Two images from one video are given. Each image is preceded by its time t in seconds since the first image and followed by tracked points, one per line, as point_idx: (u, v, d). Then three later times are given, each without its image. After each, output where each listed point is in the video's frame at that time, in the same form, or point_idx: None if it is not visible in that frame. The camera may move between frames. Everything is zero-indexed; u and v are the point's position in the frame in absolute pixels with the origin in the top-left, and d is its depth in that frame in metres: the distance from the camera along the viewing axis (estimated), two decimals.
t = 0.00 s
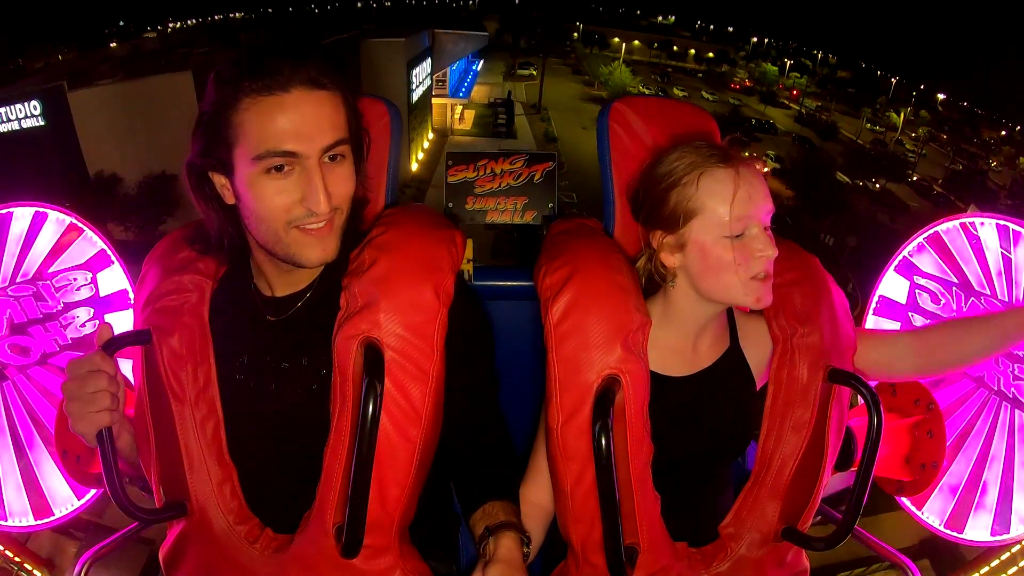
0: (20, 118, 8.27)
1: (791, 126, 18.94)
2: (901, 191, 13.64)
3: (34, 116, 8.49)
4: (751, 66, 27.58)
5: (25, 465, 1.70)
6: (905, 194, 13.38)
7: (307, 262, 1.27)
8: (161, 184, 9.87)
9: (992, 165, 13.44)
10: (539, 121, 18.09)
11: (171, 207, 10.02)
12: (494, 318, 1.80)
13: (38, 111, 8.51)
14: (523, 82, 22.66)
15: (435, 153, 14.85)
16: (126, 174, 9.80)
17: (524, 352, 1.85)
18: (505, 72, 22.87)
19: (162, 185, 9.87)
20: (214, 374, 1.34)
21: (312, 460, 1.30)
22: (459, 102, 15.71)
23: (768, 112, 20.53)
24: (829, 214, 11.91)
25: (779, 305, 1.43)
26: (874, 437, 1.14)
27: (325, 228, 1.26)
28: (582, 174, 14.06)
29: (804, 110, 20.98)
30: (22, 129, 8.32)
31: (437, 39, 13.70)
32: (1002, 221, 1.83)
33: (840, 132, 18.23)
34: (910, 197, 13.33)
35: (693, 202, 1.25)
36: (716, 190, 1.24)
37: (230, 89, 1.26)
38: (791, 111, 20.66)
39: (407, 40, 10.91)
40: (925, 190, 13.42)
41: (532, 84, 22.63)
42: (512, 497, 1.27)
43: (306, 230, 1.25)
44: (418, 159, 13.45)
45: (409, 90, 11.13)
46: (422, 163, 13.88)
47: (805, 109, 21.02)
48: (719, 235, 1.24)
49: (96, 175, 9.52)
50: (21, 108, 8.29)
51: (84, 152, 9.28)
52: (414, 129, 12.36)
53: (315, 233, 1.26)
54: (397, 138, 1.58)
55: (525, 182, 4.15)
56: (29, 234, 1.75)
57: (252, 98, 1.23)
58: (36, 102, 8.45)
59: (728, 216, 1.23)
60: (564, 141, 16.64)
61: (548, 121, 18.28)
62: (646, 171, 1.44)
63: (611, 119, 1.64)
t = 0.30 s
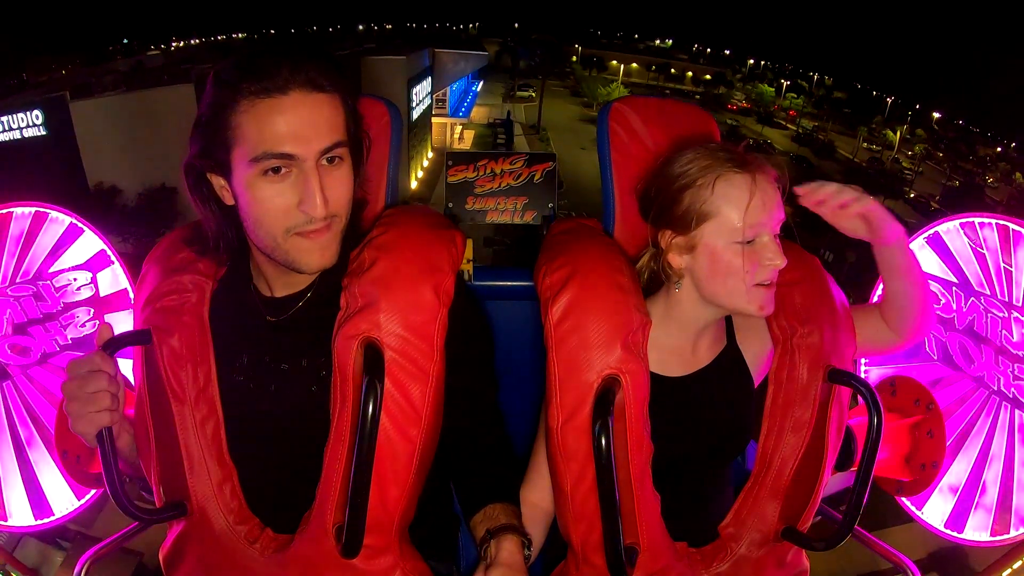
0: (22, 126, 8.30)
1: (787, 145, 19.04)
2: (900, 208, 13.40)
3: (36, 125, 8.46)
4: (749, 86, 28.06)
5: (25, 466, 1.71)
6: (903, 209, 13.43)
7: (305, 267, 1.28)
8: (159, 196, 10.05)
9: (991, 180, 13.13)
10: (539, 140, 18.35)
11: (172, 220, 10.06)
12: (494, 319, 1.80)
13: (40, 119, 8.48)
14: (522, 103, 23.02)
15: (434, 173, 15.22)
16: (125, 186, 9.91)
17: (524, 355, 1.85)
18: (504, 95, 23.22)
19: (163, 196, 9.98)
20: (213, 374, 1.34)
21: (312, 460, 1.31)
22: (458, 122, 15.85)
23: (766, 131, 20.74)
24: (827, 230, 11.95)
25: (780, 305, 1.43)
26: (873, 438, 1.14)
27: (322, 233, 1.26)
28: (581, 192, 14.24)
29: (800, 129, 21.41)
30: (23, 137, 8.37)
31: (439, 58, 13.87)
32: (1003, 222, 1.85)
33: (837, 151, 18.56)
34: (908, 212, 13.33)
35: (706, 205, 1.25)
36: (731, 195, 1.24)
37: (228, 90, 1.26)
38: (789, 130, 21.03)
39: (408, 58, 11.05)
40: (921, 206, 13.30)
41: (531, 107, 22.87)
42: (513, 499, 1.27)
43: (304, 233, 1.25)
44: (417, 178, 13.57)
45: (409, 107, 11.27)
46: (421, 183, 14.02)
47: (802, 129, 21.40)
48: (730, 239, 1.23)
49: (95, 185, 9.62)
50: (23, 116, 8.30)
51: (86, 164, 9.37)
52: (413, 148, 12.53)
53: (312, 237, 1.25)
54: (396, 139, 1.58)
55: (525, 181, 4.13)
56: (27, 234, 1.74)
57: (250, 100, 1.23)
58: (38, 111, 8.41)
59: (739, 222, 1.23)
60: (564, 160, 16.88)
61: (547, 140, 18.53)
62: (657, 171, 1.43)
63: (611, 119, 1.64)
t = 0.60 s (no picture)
0: (23, 126, 8.45)
1: (787, 149, 19.06)
2: (900, 211, 13.56)
3: (36, 124, 8.59)
4: (749, 92, 28.33)
5: (25, 465, 1.70)
6: (902, 213, 13.47)
7: (302, 270, 1.28)
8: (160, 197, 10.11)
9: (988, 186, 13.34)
10: (539, 145, 18.46)
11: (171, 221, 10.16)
12: (495, 319, 1.80)
13: (41, 119, 8.62)
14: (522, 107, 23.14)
15: (434, 175, 15.27)
16: (126, 186, 9.95)
17: (525, 356, 1.85)
18: (504, 98, 23.33)
19: (163, 198, 10.12)
20: (213, 373, 1.34)
21: (313, 461, 1.31)
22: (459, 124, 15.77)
23: (767, 137, 20.80)
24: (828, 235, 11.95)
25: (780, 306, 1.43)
26: (873, 438, 1.14)
27: (320, 238, 1.26)
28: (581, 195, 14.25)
29: (799, 134, 21.57)
30: (24, 137, 8.52)
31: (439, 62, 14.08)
32: (1003, 221, 1.84)
33: (837, 155, 18.67)
34: (908, 216, 13.31)
35: (717, 212, 1.23)
36: (743, 204, 1.22)
37: (227, 94, 1.26)
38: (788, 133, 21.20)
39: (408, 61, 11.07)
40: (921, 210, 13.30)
41: (531, 110, 23.01)
42: (513, 500, 1.27)
43: (301, 237, 1.25)
44: (418, 180, 13.62)
45: (409, 109, 11.27)
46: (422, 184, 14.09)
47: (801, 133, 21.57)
48: (738, 249, 1.22)
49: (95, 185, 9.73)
50: (24, 117, 8.44)
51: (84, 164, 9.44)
52: (414, 151, 12.58)
53: (310, 241, 1.26)
54: (396, 141, 1.58)
55: (524, 181, 4.15)
56: (27, 234, 1.74)
57: (249, 105, 1.23)
58: (40, 111, 8.55)
59: (749, 232, 1.22)
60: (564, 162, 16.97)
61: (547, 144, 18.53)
62: (666, 172, 1.42)
63: (611, 120, 1.64)
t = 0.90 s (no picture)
0: (23, 116, 8.19)
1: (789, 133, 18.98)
2: (903, 199, 13.48)
3: (36, 115, 8.39)
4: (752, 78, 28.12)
5: (25, 465, 1.71)
6: (906, 201, 13.40)
7: (301, 270, 1.28)
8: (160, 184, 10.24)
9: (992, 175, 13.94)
10: (541, 131, 18.42)
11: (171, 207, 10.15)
12: (494, 319, 1.80)
13: (40, 109, 8.42)
14: (524, 94, 23.15)
15: (435, 161, 15.07)
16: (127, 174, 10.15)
17: (525, 354, 1.85)
18: (506, 83, 23.26)
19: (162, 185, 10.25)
20: (213, 373, 1.34)
21: (313, 460, 1.31)
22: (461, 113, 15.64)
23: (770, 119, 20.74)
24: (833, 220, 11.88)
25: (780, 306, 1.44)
26: (874, 438, 1.14)
27: (318, 239, 1.27)
28: (583, 183, 14.23)
29: (802, 119, 21.25)
30: (25, 127, 8.25)
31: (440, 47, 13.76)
32: (1003, 222, 1.87)
33: (841, 141, 18.40)
34: (912, 204, 13.26)
35: (726, 225, 1.21)
36: (754, 221, 1.20)
37: (223, 96, 1.26)
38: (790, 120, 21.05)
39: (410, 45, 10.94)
40: (925, 198, 13.27)
41: (533, 96, 22.98)
42: (513, 499, 1.28)
43: (299, 239, 1.25)
44: (419, 166, 13.57)
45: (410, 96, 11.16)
46: (422, 170, 14.03)
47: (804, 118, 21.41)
48: (744, 265, 1.21)
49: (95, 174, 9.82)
50: (24, 107, 8.20)
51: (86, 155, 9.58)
52: (415, 138, 12.52)
53: (308, 242, 1.26)
54: (396, 140, 1.58)
55: (525, 182, 4.12)
56: (28, 233, 1.74)
57: (247, 108, 1.23)
58: (39, 101, 8.34)
59: (757, 246, 1.20)
60: (566, 149, 16.91)
61: (549, 131, 18.50)
62: (675, 175, 1.40)
63: (611, 120, 1.64)
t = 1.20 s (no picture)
0: (19, 99, 8.70)
1: (793, 109, 18.72)
2: (907, 178, 13.33)
3: (33, 97, 8.89)
4: (756, 53, 27.67)
5: (25, 465, 1.71)
6: (909, 180, 13.26)
7: (296, 270, 1.28)
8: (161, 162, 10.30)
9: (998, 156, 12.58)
10: (543, 105, 18.27)
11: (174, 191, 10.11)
12: (495, 319, 1.80)
13: (38, 92, 8.93)
14: (525, 68, 23.02)
15: (435, 138, 14.61)
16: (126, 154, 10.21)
17: (524, 351, 1.85)
18: (507, 58, 23.01)
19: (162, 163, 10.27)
20: (213, 374, 1.34)
21: (313, 462, 1.31)
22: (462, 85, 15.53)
23: (775, 95, 20.46)
24: (836, 196, 11.76)
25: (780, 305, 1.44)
26: (874, 437, 1.14)
27: (315, 237, 1.27)
28: (585, 159, 14.08)
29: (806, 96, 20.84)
30: (22, 111, 8.77)
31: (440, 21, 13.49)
32: (1004, 222, 1.87)
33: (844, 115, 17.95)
34: (915, 183, 13.09)
35: (720, 237, 1.20)
36: (749, 238, 1.18)
37: (226, 92, 1.26)
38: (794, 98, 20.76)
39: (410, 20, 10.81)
40: (930, 177, 13.03)
41: (535, 71, 22.81)
42: (513, 498, 1.28)
43: (296, 237, 1.26)
44: (419, 141, 13.42)
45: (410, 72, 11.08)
46: (423, 145, 13.88)
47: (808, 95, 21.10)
48: (738, 279, 1.20)
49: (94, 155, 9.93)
50: (21, 90, 8.71)
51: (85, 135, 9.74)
52: (414, 115, 12.40)
53: (305, 241, 1.26)
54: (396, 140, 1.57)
55: (525, 182, 4.10)
56: (28, 233, 1.75)
57: (248, 103, 1.24)
58: (36, 84, 8.85)
59: (752, 260, 1.18)
60: (567, 124, 16.72)
61: (552, 106, 18.35)
62: (677, 176, 1.38)
63: (611, 119, 1.64)
